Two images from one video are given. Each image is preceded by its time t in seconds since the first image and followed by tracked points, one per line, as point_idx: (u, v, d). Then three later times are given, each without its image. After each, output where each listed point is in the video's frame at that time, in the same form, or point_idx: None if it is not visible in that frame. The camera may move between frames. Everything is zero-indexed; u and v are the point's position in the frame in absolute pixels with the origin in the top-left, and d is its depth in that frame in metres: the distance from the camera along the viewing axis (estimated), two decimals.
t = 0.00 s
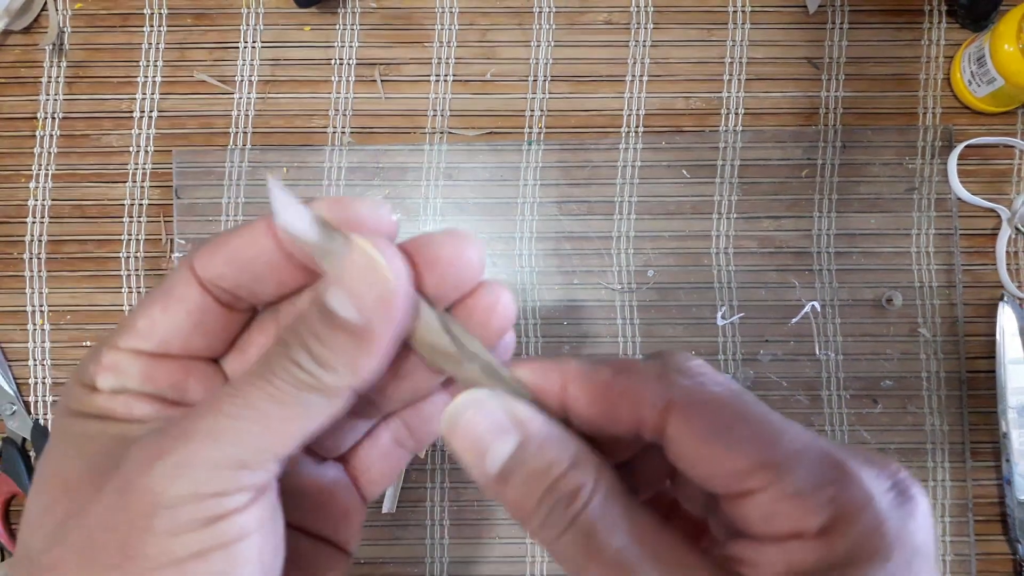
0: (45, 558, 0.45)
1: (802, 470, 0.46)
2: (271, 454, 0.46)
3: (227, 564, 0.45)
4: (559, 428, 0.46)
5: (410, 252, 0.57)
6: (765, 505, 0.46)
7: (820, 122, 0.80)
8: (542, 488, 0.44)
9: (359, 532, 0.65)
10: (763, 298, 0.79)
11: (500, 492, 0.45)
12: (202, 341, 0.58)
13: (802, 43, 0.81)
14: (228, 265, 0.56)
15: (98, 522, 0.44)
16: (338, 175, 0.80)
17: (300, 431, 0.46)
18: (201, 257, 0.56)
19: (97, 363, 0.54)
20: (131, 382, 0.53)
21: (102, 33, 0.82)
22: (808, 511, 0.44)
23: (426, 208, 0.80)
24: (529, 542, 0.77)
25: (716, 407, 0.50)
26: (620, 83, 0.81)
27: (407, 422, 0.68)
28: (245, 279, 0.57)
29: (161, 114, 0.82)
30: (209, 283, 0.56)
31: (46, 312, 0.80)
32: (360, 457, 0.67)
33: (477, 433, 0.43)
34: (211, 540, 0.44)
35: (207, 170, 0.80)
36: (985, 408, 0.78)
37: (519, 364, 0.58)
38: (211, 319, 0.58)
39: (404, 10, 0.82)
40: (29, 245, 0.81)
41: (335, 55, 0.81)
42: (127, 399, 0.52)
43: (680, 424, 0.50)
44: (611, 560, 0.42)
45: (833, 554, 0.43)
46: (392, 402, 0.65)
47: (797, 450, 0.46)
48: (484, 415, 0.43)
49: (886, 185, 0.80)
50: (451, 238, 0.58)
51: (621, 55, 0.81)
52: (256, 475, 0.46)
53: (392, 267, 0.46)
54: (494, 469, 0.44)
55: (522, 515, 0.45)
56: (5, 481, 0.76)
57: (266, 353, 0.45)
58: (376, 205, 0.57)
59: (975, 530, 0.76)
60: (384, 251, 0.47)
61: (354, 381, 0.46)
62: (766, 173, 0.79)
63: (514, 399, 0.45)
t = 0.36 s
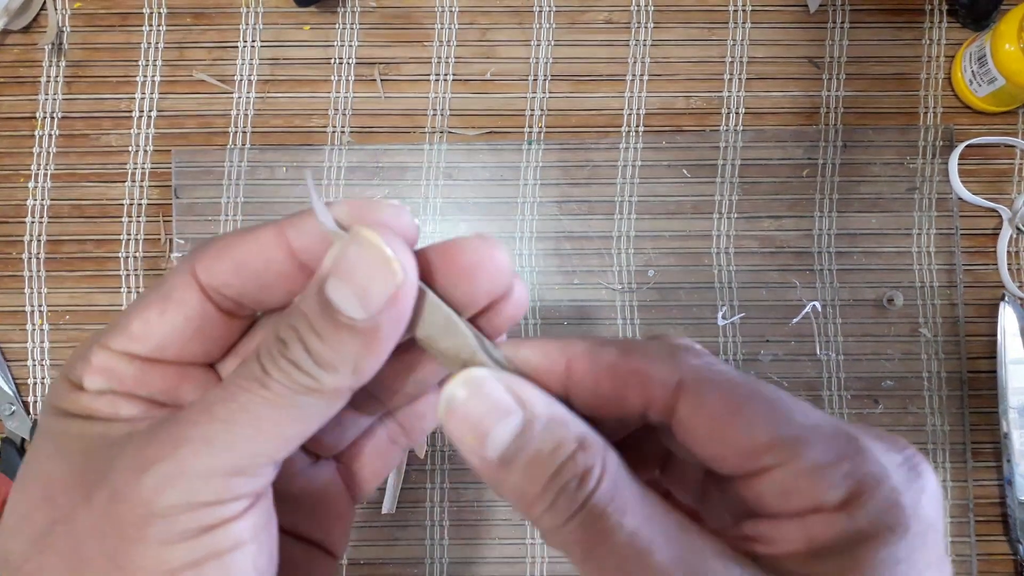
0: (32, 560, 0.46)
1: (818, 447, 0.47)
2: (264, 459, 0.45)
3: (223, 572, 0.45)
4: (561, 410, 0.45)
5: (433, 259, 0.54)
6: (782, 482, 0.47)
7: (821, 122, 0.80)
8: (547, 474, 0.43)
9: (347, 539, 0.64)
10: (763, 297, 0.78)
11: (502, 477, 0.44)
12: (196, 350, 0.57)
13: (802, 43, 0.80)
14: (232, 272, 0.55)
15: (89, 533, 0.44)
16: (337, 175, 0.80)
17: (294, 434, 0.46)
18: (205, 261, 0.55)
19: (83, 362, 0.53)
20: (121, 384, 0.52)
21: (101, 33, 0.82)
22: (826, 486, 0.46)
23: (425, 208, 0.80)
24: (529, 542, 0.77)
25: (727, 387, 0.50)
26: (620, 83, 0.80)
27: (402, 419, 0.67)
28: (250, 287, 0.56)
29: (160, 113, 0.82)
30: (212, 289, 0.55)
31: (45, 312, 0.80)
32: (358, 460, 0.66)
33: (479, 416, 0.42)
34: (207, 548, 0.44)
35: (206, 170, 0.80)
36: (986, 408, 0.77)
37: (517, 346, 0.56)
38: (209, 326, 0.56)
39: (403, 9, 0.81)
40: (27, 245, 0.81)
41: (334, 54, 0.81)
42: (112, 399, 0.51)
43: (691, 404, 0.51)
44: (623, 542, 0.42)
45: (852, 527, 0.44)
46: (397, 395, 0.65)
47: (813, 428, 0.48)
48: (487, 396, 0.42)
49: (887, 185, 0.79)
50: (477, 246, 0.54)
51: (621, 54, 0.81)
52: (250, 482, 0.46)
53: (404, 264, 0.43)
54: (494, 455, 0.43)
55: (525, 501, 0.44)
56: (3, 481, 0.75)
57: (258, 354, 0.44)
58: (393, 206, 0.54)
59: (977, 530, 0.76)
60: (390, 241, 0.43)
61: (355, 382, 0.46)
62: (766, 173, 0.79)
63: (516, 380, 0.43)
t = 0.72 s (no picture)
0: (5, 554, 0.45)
1: (815, 464, 0.46)
2: (237, 440, 0.46)
3: (196, 551, 0.45)
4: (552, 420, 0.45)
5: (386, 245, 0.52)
6: (778, 500, 0.46)
7: (821, 122, 0.80)
8: (537, 484, 0.43)
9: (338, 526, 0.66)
10: (764, 297, 0.78)
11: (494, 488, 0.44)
12: (163, 347, 0.56)
13: (802, 43, 0.80)
14: (198, 268, 0.54)
15: (62, 513, 0.44)
16: (337, 175, 0.80)
17: (266, 417, 0.46)
18: (170, 259, 0.55)
19: (57, 358, 0.54)
20: (89, 377, 0.53)
21: (101, 33, 0.82)
22: (822, 503, 0.45)
23: (426, 208, 0.80)
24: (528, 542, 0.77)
25: (724, 404, 0.49)
26: (620, 83, 0.80)
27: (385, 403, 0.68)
28: (216, 284, 0.55)
29: (160, 114, 0.82)
30: (179, 286, 0.55)
31: (45, 312, 0.80)
32: (340, 450, 0.67)
33: (469, 427, 0.42)
34: (178, 527, 0.44)
35: (207, 170, 0.80)
36: (985, 408, 0.77)
37: (509, 368, 0.54)
38: (176, 324, 0.56)
39: (403, 9, 0.81)
40: (27, 245, 0.81)
41: (334, 54, 0.81)
42: (85, 392, 0.52)
43: (689, 424, 0.49)
44: (613, 552, 0.42)
45: (847, 543, 0.44)
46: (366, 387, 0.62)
47: (809, 444, 0.46)
48: (478, 407, 0.42)
49: (886, 185, 0.79)
50: (435, 224, 0.53)
51: (621, 54, 0.80)
52: (224, 463, 0.46)
53: (353, 239, 0.42)
54: (486, 465, 0.43)
55: (517, 509, 0.44)
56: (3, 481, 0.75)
57: (224, 339, 0.45)
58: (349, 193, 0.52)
59: (976, 530, 0.76)
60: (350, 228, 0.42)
61: (322, 363, 0.46)
62: (767, 173, 0.79)
63: (505, 389, 0.44)
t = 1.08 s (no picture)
0: (29, 550, 0.45)
1: (827, 462, 0.46)
2: (253, 431, 0.46)
3: (214, 541, 0.45)
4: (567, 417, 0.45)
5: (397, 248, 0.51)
6: (790, 497, 0.46)
7: (820, 122, 0.80)
8: (552, 479, 0.43)
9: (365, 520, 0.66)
10: (763, 297, 0.79)
11: (509, 483, 0.44)
12: (182, 348, 0.56)
13: (802, 43, 0.81)
14: (215, 268, 0.54)
15: (82, 505, 0.44)
16: (338, 175, 0.80)
17: (282, 409, 0.47)
18: (188, 260, 0.54)
19: (77, 359, 0.54)
20: (111, 377, 0.53)
21: (102, 33, 0.82)
22: (834, 501, 0.45)
23: (426, 208, 0.80)
24: (529, 541, 0.77)
25: (737, 403, 0.49)
26: (620, 83, 0.80)
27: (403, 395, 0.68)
28: (231, 286, 0.55)
29: (161, 114, 0.82)
30: (197, 286, 0.55)
31: (46, 312, 0.80)
32: (357, 445, 0.68)
33: (485, 420, 0.42)
34: (196, 517, 0.44)
35: (208, 170, 0.80)
36: (984, 408, 0.78)
37: (523, 365, 0.55)
38: (196, 325, 0.56)
39: (403, 10, 0.82)
40: (28, 245, 0.81)
41: (335, 55, 0.81)
42: (106, 391, 0.52)
43: (702, 422, 0.49)
44: (626, 547, 0.42)
45: (859, 541, 0.44)
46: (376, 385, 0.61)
47: (821, 442, 0.47)
48: (494, 401, 0.42)
49: (885, 185, 0.80)
50: (443, 226, 0.53)
51: (621, 54, 0.81)
52: (240, 455, 0.46)
53: (360, 230, 0.44)
54: (501, 459, 0.43)
55: (532, 504, 0.44)
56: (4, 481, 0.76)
57: (242, 332, 0.46)
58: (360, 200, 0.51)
59: (975, 529, 0.76)
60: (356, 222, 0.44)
61: (337, 355, 0.47)
62: (766, 173, 0.79)
63: (522, 385, 0.44)
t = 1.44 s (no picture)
0: (30, 537, 0.45)
1: (838, 458, 0.46)
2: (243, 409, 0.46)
3: (212, 521, 0.46)
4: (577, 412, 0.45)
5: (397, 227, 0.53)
6: (800, 492, 0.46)
7: (821, 122, 0.80)
8: (564, 474, 0.43)
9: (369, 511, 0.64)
10: (763, 297, 0.78)
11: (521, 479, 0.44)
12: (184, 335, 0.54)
13: (802, 42, 0.81)
14: (215, 254, 0.54)
15: (77, 492, 0.44)
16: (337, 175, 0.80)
17: (268, 383, 0.45)
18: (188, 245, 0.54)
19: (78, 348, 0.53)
20: (114, 365, 0.52)
21: (101, 33, 0.82)
22: (844, 497, 0.45)
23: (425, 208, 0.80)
24: (529, 541, 0.77)
25: (746, 398, 0.49)
26: (620, 83, 0.80)
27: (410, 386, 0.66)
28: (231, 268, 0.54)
29: (160, 114, 0.82)
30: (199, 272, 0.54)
31: (45, 312, 0.80)
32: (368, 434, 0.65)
33: (498, 416, 0.42)
34: (194, 498, 0.45)
35: (207, 170, 0.80)
36: (985, 408, 0.77)
37: (533, 360, 0.56)
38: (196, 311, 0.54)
39: (403, 9, 0.81)
40: (27, 245, 0.81)
41: (334, 54, 0.81)
42: (106, 379, 0.51)
43: (711, 416, 0.50)
44: (638, 542, 0.42)
45: (868, 536, 0.44)
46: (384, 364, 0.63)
47: (830, 437, 0.46)
48: (506, 398, 0.41)
49: (886, 185, 0.79)
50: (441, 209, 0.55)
51: (621, 54, 0.81)
52: (235, 433, 0.46)
53: (313, 183, 0.42)
54: (514, 455, 0.43)
55: (543, 499, 0.44)
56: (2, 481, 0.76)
57: (218, 308, 0.44)
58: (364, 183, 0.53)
59: (976, 530, 0.76)
60: (311, 177, 0.42)
61: (318, 317, 0.45)
62: (767, 173, 0.79)
63: (533, 381, 0.43)
